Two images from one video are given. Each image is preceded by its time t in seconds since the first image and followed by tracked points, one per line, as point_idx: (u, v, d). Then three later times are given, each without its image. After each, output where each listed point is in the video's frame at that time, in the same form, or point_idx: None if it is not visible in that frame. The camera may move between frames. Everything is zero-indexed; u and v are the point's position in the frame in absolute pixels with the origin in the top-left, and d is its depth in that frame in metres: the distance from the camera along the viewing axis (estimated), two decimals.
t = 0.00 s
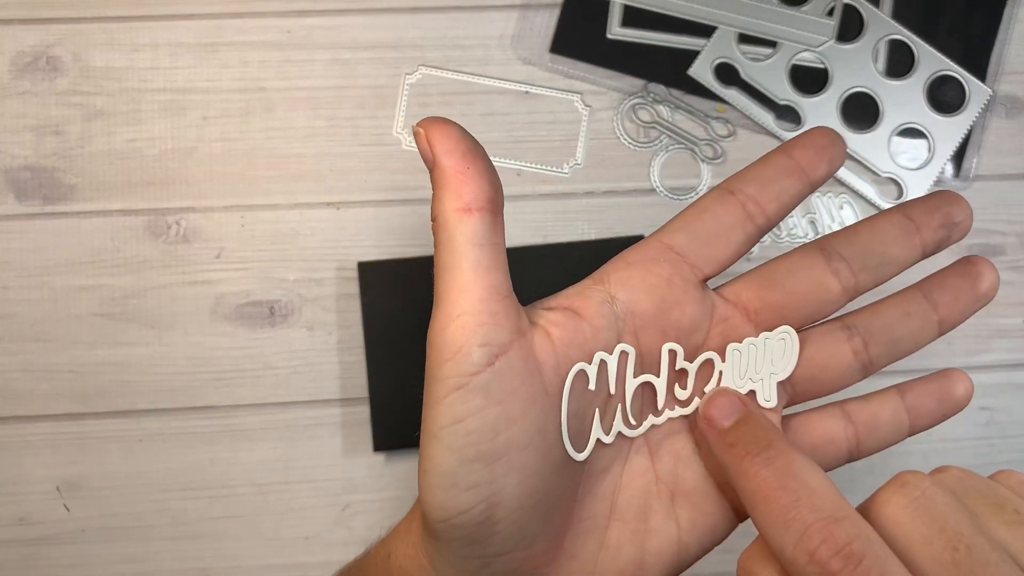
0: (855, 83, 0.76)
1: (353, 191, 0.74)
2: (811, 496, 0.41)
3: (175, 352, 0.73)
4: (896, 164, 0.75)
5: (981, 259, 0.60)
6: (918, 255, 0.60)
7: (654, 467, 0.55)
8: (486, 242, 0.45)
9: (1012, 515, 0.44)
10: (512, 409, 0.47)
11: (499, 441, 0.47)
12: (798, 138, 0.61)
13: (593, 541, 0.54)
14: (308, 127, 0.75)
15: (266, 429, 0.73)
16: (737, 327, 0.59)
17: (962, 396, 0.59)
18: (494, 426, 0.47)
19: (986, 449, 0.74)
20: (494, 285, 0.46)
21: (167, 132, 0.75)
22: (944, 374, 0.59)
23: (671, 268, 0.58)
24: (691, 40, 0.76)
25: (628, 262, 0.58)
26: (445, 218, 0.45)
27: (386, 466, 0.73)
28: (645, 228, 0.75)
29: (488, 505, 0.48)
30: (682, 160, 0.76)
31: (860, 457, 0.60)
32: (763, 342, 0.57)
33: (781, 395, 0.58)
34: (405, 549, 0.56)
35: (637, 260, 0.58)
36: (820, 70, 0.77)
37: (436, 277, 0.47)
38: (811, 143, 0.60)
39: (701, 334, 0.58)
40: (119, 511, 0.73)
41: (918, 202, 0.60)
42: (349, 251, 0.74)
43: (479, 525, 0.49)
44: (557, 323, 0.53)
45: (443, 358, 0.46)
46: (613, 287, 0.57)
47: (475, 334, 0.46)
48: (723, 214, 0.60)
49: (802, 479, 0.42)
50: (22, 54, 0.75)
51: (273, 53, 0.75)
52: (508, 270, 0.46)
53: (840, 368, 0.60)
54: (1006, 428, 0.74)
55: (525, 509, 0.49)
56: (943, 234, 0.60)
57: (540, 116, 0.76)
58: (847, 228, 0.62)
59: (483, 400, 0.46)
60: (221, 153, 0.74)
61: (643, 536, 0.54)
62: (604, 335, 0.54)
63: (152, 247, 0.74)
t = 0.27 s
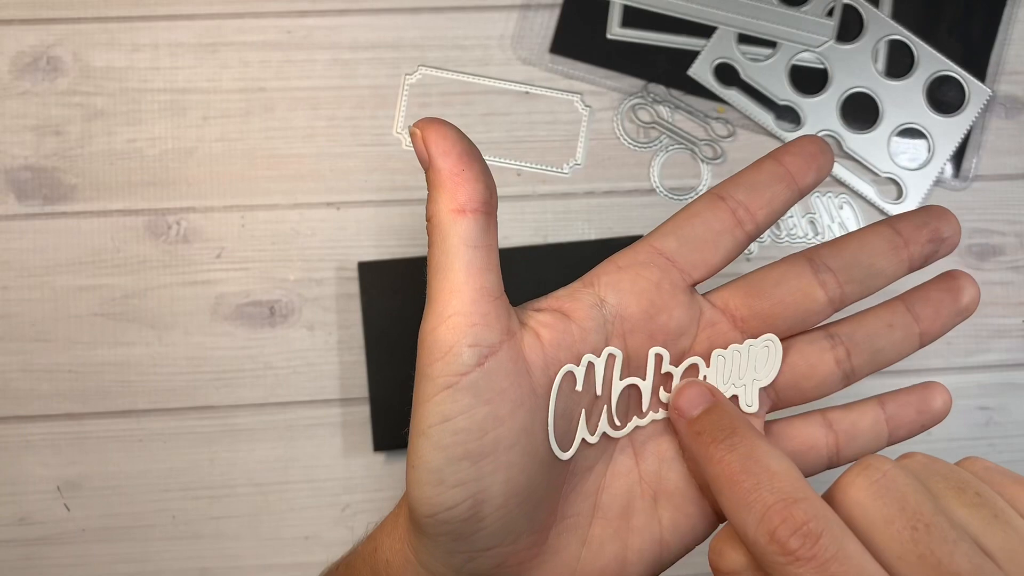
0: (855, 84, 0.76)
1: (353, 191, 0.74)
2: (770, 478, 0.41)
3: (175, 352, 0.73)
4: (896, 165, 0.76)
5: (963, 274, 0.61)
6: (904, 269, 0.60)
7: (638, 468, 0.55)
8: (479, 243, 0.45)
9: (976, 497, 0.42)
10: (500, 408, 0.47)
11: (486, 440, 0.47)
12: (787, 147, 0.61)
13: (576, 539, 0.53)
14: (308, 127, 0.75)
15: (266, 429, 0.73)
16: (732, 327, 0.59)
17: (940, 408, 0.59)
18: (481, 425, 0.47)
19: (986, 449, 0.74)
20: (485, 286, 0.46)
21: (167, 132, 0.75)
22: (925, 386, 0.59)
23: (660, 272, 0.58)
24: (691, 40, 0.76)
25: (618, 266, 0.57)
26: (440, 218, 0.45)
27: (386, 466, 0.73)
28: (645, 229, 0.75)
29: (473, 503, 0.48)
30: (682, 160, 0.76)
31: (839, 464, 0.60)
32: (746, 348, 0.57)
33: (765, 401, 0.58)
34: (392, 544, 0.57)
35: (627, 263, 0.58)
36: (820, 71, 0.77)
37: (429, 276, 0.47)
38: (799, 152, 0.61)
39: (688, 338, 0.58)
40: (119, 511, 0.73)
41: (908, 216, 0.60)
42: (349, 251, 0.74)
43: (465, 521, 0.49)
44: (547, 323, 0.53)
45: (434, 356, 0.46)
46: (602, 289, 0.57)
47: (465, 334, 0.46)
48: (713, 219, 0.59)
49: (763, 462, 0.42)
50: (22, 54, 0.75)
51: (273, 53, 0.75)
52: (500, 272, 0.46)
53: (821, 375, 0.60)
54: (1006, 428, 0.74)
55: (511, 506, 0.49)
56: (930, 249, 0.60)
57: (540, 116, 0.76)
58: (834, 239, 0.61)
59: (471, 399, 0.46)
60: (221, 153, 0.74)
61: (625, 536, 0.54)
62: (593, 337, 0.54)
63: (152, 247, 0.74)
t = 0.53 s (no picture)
0: (854, 84, 0.76)
1: (354, 191, 0.74)
2: (752, 468, 0.41)
3: (175, 352, 0.73)
4: (896, 165, 0.76)
5: (955, 270, 0.61)
6: (898, 264, 0.61)
7: (637, 460, 0.55)
8: (483, 239, 0.45)
9: (955, 487, 0.42)
10: (502, 402, 0.47)
11: (489, 433, 0.47)
12: (784, 144, 0.61)
13: (577, 531, 0.53)
14: (308, 127, 0.75)
15: (266, 429, 0.73)
16: (732, 326, 0.59)
17: (932, 402, 0.59)
18: (483, 419, 0.47)
19: (986, 449, 0.74)
20: (489, 282, 0.46)
21: (167, 132, 0.75)
22: (918, 381, 0.60)
23: (658, 268, 0.58)
24: (691, 40, 0.76)
25: (617, 262, 0.58)
26: (444, 214, 0.45)
27: (386, 466, 0.73)
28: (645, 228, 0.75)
29: (476, 495, 0.48)
30: (682, 160, 0.76)
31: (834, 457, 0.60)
32: (742, 342, 0.57)
33: (762, 394, 0.58)
34: (395, 537, 0.56)
35: (626, 260, 0.58)
36: (820, 70, 0.77)
37: (432, 271, 0.47)
38: (796, 149, 0.61)
39: (685, 334, 0.58)
40: (119, 511, 0.73)
41: (901, 212, 0.60)
42: (349, 251, 0.74)
43: (468, 513, 0.49)
44: (548, 319, 0.53)
45: (437, 351, 0.46)
46: (602, 285, 0.57)
47: (468, 329, 0.46)
48: (710, 215, 0.60)
49: (745, 453, 0.42)
50: (22, 54, 0.75)
51: (274, 54, 0.75)
52: (504, 268, 0.46)
53: (817, 369, 0.60)
54: (1006, 427, 0.74)
55: (514, 498, 0.49)
56: (924, 245, 0.60)
57: (540, 116, 0.76)
58: (830, 235, 0.62)
59: (474, 394, 0.46)
60: (221, 153, 0.74)
61: (624, 527, 0.54)
62: (593, 333, 0.55)
63: (152, 247, 0.74)
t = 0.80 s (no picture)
0: (854, 84, 0.76)
1: (354, 191, 0.74)
2: (749, 453, 0.42)
3: (175, 352, 0.73)
4: (895, 165, 0.76)
5: (955, 273, 0.61)
6: (898, 267, 0.60)
7: (641, 459, 0.55)
8: (494, 240, 0.45)
9: (947, 474, 0.43)
10: (511, 402, 0.47)
11: (497, 433, 0.47)
12: (787, 148, 0.61)
13: (582, 529, 0.54)
14: (308, 127, 0.75)
15: (266, 429, 0.73)
16: (733, 324, 0.59)
17: (931, 402, 0.60)
18: (492, 418, 0.47)
19: (986, 449, 0.74)
20: (499, 283, 0.46)
21: (167, 132, 0.75)
22: (918, 382, 0.60)
23: (663, 269, 0.58)
24: (691, 40, 0.76)
25: (622, 263, 0.57)
26: (456, 215, 0.45)
27: (386, 466, 0.73)
28: (645, 229, 0.75)
29: (483, 493, 0.48)
30: (682, 160, 0.76)
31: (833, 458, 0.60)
32: (745, 342, 0.57)
33: (764, 392, 0.58)
34: (401, 534, 0.57)
35: (631, 261, 0.58)
36: (820, 71, 0.77)
37: (443, 271, 0.47)
38: (800, 152, 0.61)
39: (689, 334, 0.58)
40: (119, 511, 0.73)
41: (901, 215, 0.60)
42: (349, 251, 0.74)
43: (475, 510, 0.49)
44: (556, 320, 0.53)
45: (447, 350, 0.46)
46: (607, 286, 0.57)
47: (478, 329, 0.46)
48: (715, 218, 0.59)
49: (742, 438, 0.43)
50: (22, 54, 0.75)
51: (274, 54, 0.75)
52: (514, 269, 0.46)
53: (819, 370, 0.60)
54: (1006, 428, 0.74)
55: (521, 496, 0.49)
56: (924, 247, 0.60)
57: (540, 116, 0.76)
58: (832, 237, 0.62)
59: (482, 394, 0.46)
60: (221, 153, 0.74)
61: (628, 526, 0.54)
62: (598, 333, 0.55)
63: (152, 247, 0.74)
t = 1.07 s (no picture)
0: (854, 84, 0.76)
1: (353, 191, 0.74)
2: (744, 469, 0.41)
3: (175, 352, 0.73)
4: (895, 165, 0.76)
5: (953, 269, 0.61)
6: (896, 262, 0.61)
7: (642, 453, 0.55)
8: (496, 236, 0.45)
9: (945, 487, 0.44)
10: (513, 397, 0.48)
11: (498, 427, 0.47)
12: (787, 143, 0.62)
13: (582, 522, 0.54)
14: (308, 127, 0.75)
15: (266, 429, 0.73)
16: (732, 320, 0.59)
17: (930, 397, 0.59)
18: (494, 413, 0.47)
19: (986, 449, 0.74)
20: (501, 278, 0.46)
21: (168, 132, 0.75)
22: (916, 376, 0.60)
23: (663, 265, 0.58)
24: (691, 40, 0.76)
25: (622, 259, 0.58)
26: (458, 211, 0.45)
27: (386, 466, 0.73)
28: (645, 229, 0.75)
29: (485, 487, 0.48)
30: (682, 160, 0.76)
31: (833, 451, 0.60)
32: (746, 338, 0.56)
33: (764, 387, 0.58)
34: (402, 529, 0.56)
35: (632, 257, 0.58)
36: (820, 71, 0.77)
37: (444, 267, 0.47)
38: (800, 148, 0.61)
39: (689, 330, 0.58)
40: (119, 511, 0.73)
41: (899, 211, 0.61)
42: (349, 251, 0.74)
43: (477, 504, 0.49)
44: (557, 315, 0.53)
45: (449, 345, 0.46)
46: (607, 282, 0.57)
47: (480, 324, 0.46)
48: (714, 214, 0.60)
49: (737, 454, 0.42)
50: (23, 54, 0.75)
51: (274, 54, 0.75)
52: (516, 265, 0.46)
53: (818, 366, 0.60)
54: (1006, 428, 0.74)
55: (523, 490, 0.49)
56: (921, 242, 0.61)
57: (540, 116, 0.76)
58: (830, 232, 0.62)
59: (484, 388, 0.46)
60: (221, 153, 0.75)
61: (629, 519, 0.54)
62: (599, 328, 0.55)
63: (152, 247, 0.74)
